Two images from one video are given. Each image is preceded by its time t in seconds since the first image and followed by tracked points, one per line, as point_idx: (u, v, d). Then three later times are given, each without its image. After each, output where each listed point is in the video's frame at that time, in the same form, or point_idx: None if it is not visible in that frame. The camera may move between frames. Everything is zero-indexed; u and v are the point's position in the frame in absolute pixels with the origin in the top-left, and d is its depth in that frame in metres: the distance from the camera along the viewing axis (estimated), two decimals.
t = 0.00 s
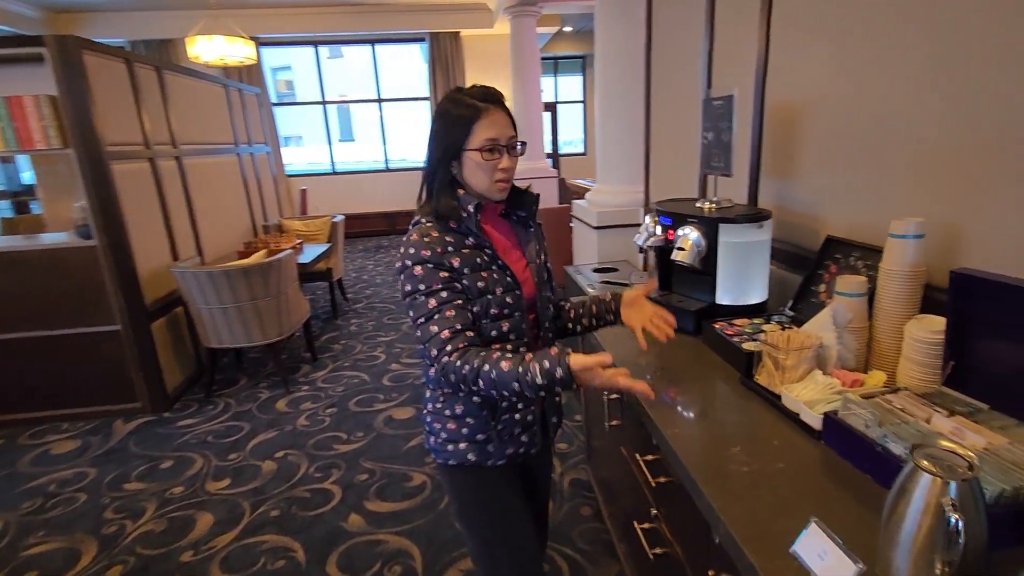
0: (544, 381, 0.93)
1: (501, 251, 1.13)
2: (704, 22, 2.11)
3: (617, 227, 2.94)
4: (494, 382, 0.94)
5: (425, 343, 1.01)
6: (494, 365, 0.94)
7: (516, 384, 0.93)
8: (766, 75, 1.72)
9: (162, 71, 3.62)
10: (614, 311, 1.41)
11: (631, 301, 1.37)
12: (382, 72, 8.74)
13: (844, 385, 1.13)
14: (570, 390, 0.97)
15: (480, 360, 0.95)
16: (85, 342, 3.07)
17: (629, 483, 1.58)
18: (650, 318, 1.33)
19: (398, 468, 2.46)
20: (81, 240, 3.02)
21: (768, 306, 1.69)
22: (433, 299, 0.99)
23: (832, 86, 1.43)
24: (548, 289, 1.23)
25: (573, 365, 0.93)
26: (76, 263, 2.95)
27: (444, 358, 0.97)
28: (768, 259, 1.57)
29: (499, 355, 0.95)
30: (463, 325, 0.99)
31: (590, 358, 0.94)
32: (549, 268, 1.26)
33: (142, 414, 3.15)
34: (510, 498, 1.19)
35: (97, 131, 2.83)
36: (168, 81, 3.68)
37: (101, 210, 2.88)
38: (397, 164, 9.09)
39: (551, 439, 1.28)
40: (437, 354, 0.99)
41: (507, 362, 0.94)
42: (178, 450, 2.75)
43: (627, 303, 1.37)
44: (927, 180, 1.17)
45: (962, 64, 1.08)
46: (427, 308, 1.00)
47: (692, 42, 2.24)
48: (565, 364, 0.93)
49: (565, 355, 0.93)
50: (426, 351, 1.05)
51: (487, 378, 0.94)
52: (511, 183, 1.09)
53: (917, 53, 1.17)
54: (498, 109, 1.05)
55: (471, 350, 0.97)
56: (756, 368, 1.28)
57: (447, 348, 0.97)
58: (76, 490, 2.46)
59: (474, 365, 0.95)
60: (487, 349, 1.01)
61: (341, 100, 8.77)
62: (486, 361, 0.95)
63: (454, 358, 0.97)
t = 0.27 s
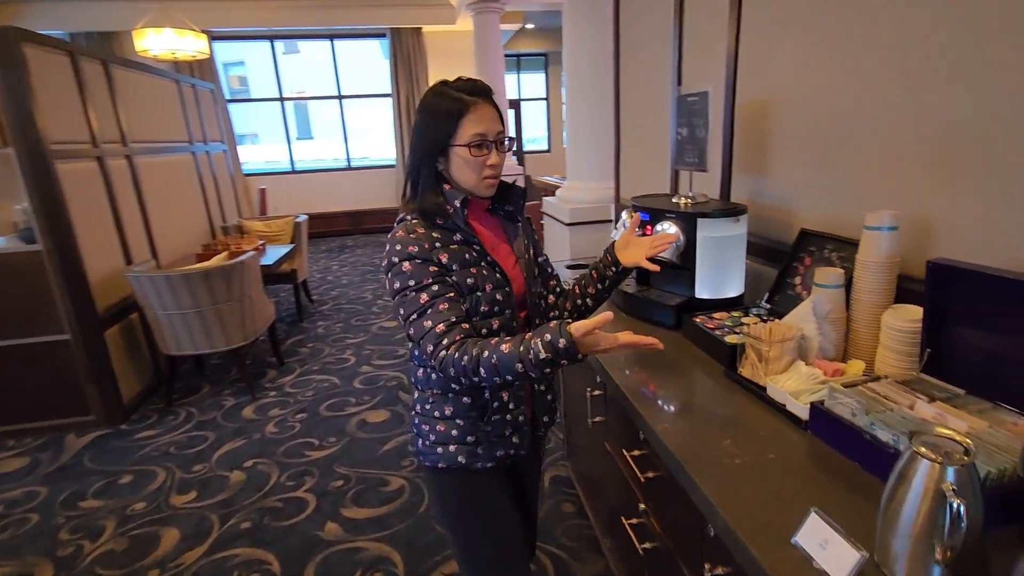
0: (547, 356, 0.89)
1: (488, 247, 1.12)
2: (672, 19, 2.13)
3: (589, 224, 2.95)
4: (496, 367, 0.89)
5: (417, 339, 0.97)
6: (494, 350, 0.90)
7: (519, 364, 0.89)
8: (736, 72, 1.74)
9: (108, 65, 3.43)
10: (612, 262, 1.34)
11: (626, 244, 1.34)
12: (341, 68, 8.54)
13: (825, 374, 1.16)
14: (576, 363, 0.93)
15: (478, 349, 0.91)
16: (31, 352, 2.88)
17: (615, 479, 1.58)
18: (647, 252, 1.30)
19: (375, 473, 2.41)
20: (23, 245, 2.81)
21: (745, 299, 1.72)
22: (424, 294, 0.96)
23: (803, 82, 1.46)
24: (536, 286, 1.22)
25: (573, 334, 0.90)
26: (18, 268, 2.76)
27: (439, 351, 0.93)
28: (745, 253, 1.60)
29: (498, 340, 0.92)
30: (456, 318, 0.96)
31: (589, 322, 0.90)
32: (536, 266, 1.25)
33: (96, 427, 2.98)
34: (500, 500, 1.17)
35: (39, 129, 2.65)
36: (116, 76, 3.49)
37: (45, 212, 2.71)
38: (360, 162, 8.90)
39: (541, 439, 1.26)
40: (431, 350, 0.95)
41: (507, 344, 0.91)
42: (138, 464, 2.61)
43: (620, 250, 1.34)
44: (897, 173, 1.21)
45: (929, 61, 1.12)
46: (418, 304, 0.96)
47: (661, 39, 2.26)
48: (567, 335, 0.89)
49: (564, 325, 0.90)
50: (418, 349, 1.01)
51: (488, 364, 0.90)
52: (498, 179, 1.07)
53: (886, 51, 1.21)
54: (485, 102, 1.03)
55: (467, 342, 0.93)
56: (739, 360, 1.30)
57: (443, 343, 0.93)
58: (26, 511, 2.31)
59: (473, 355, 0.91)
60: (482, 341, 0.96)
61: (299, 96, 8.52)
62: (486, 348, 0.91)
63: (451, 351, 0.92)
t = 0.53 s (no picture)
0: (557, 355, 0.89)
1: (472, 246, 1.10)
2: (635, 20, 2.16)
3: (556, 224, 2.97)
4: (503, 366, 0.89)
5: (409, 341, 0.95)
6: (500, 350, 0.90)
7: (526, 364, 0.89)
8: (698, 72, 1.78)
9: (43, 62, 3.22)
10: (614, 269, 1.27)
11: (632, 253, 1.27)
12: (294, 67, 8.31)
13: (797, 366, 1.19)
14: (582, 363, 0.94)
15: (481, 348, 0.91)
16: None
17: (592, 477, 1.59)
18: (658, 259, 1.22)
19: (345, 482, 2.35)
20: None
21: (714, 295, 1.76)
22: (414, 294, 0.94)
23: (765, 82, 1.50)
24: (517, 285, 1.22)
25: (585, 331, 0.89)
26: None
27: (437, 352, 0.92)
28: (713, 250, 1.63)
29: (503, 339, 0.92)
30: (450, 315, 0.95)
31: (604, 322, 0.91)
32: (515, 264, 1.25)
33: (39, 448, 2.79)
34: (485, 503, 1.15)
35: None
36: (52, 74, 3.29)
37: None
38: (316, 164, 8.68)
39: (525, 440, 1.25)
40: (427, 350, 0.93)
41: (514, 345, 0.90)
42: (89, 485, 2.46)
43: (629, 257, 1.26)
44: (857, 169, 1.26)
45: (884, 62, 1.17)
46: (408, 304, 0.94)
47: (623, 40, 2.30)
48: (577, 333, 0.89)
49: (575, 323, 0.90)
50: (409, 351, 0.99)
51: (493, 363, 0.90)
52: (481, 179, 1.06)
53: (844, 52, 1.26)
54: (466, 101, 1.02)
55: (467, 340, 0.92)
56: (714, 355, 1.33)
57: (440, 341, 0.92)
58: None
59: (476, 354, 0.90)
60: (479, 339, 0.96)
61: (248, 96, 8.22)
62: (491, 346, 0.90)
63: (450, 349, 0.91)
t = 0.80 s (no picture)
0: (568, 377, 0.91)
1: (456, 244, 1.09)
2: (602, 20, 2.18)
3: (526, 223, 2.97)
4: (511, 371, 0.90)
5: (403, 337, 0.93)
6: (509, 351, 0.91)
7: (536, 376, 0.91)
8: (666, 72, 1.81)
9: None
10: (620, 308, 1.24)
11: (643, 296, 1.23)
12: (251, 65, 8.07)
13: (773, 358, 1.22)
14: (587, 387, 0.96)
15: (489, 345, 0.91)
16: None
17: (572, 475, 1.59)
18: (666, 314, 1.22)
19: (317, 491, 2.29)
20: None
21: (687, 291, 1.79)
22: (407, 287, 0.93)
23: (732, 81, 1.54)
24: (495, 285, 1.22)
25: (598, 362, 0.91)
26: None
27: (439, 341, 0.91)
28: (685, 247, 1.66)
29: (513, 345, 0.92)
30: (445, 308, 0.94)
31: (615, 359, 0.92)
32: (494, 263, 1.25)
33: None
34: (470, 503, 1.14)
35: None
36: None
37: None
38: (276, 165, 8.45)
39: (509, 439, 1.25)
40: (426, 344, 0.91)
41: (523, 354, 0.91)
42: (40, 506, 2.32)
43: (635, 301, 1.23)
44: (822, 165, 1.31)
45: (846, 62, 1.21)
46: (400, 297, 0.93)
47: (591, 40, 2.32)
48: (590, 361, 0.91)
49: (592, 351, 0.91)
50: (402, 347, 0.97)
51: (501, 366, 0.90)
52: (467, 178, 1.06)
53: (808, 52, 1.30)
54: (455, 99, 1.00)
55: (471, 335, 0.92)
56: (692, 349, 1.35)
57: (439, 333, 0.91)
58: None
59: (484, 351, 0.91)
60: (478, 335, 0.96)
61: (202, 95, 7.94)
62: (500, 348, 0.91)
63: (451, 342, 0.91)
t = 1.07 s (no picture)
0: (560, 382, 0.90)
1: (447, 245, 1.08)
2: (583, 20, 2.18)
3: (507, 223, 2.96)
4: (505, 375, 0.89)
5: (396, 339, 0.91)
6: (501, 355, 0.90)
7: (529, 380, 0.89)
8: (648, 72, 1.82)
9: None
10: (598, 309, 1.24)
11: (619, 296, 1.23)
12: (223, 63, 7.89)
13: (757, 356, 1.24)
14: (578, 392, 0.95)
15: (483, 350, 0.90)
16: None
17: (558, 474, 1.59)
18: (642, 311, 1.21)
19: (298, 497, 2.24)
20: None
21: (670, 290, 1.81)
22: (400, 288, 0.91)
23: (713, 82, 1.56)
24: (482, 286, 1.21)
25: (589, 370, 0.89)
26: None
27: (433, 344, 0.89)
28: (669, 247, 1.67)
29: (506, 349, 0.91)
30: (438, 310, 0.93)
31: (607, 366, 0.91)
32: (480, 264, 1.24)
33: None
34: (461, 503, 1.13)
35: None
36: None
37: None
38: (248, 165, 8.27)
39: (498, 439, 1.24)
40: (419, 346, 0.90)
41: (516, 358, 0.90)
42: (4, 520, 2.22)
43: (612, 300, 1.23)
44: (802, 165, 1.33)
45: (826, 65, 1.23)
46: (394, 298, 0.91)
47: (571, 41, 2.32)
48: (582, 369, 0.89)
49: (583, 357, 0.90)
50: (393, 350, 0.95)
51: (494, 369, 0.89)
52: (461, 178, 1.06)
53: (789, 55, 1.32)
54: (450, 101, 1.01)
55: (463, 338, 0.91)
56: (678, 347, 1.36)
57: (433, 335, 0.90)
58: None
59: (477, 354, 0.89)
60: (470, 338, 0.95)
61: (168, 93, 7.71)
62: (494, 352, 0.90)
63: (445, 345, 0.89)
